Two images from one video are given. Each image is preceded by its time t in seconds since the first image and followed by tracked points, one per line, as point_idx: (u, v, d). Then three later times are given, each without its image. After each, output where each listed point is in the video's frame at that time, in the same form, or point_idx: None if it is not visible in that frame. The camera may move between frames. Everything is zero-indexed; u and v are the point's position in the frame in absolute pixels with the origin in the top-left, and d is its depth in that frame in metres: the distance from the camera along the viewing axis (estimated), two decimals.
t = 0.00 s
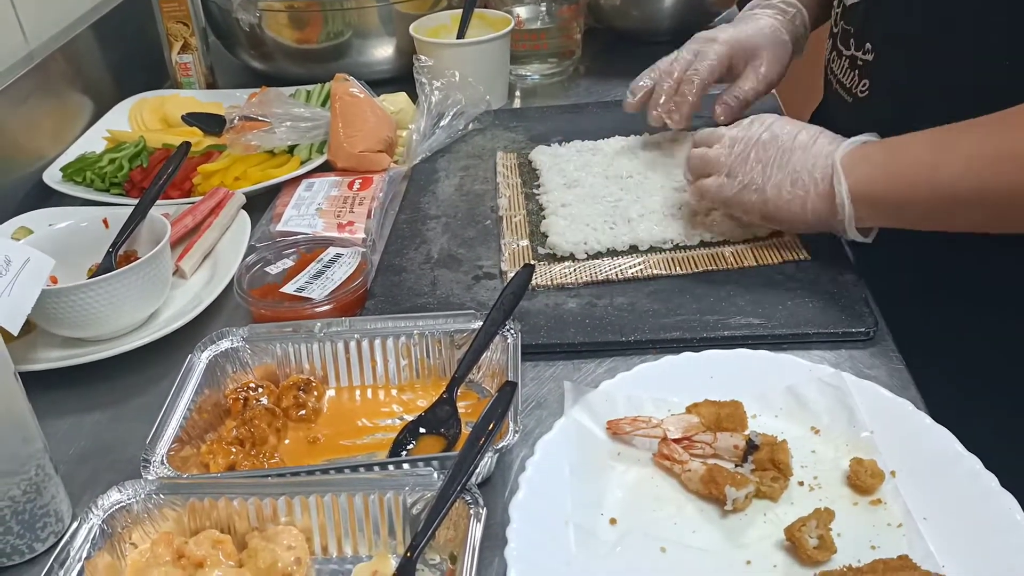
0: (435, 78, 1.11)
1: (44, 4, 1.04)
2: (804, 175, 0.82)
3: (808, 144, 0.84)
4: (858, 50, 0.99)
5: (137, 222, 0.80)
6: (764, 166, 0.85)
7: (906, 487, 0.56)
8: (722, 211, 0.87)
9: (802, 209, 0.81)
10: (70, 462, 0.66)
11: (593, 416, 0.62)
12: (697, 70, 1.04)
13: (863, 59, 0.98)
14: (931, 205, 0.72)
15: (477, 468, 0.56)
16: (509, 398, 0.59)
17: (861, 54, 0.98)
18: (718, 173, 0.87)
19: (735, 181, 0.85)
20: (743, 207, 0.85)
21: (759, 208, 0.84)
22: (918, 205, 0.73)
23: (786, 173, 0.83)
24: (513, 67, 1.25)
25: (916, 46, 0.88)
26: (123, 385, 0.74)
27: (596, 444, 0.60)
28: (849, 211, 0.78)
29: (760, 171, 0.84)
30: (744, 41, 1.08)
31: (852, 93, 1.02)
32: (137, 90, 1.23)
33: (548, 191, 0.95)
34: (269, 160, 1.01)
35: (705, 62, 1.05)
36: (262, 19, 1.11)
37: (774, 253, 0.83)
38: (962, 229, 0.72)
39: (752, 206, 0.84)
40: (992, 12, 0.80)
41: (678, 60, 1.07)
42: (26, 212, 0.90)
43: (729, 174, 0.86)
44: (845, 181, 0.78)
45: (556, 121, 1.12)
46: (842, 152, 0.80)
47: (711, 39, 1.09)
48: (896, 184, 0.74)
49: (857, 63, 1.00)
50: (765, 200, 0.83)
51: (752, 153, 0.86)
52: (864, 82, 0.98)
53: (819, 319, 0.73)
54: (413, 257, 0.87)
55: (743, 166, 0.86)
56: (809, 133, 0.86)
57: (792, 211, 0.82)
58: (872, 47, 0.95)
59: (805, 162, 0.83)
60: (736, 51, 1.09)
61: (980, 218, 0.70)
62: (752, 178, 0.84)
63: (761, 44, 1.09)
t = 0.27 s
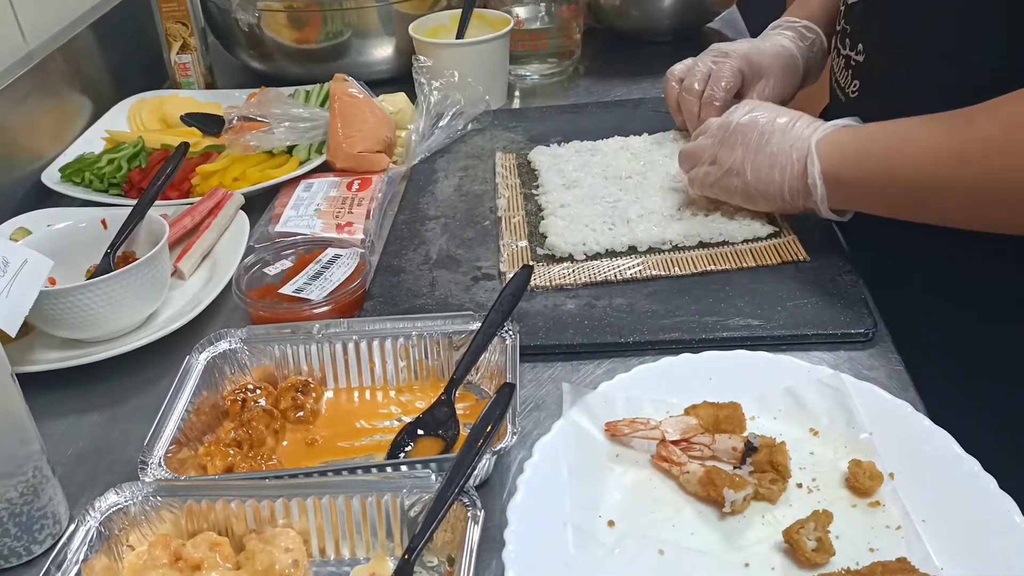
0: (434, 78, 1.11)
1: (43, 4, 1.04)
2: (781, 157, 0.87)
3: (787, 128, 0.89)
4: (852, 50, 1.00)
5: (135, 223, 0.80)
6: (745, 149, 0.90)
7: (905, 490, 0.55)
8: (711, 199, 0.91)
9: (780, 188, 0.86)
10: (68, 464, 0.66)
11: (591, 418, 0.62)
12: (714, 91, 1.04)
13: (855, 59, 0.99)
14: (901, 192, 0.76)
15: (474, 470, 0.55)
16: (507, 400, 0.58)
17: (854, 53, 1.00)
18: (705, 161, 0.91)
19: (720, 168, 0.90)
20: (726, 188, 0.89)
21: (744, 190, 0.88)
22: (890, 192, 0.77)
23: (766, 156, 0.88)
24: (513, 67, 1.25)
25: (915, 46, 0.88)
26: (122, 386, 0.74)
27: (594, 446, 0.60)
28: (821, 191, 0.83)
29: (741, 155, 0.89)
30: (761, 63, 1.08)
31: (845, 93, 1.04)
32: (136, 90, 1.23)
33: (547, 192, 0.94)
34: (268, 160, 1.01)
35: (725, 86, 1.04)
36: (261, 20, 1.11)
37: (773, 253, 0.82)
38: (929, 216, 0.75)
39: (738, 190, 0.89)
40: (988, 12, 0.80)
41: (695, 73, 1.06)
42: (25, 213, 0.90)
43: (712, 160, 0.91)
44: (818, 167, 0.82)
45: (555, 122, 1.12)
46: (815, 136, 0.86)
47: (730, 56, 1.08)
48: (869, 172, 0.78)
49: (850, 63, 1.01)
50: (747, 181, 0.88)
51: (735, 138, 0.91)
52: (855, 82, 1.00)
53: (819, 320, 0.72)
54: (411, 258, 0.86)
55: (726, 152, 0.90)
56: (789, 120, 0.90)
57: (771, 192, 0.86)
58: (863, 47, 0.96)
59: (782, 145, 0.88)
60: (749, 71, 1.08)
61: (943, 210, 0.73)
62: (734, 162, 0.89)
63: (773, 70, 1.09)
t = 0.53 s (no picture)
0: (434, 78, 1.11)
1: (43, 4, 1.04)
2: (777, 158, 0.86)
3: (781, 128, 0.89)
4: (847, 44, 1.01)
5: (136, 222, 0.80)
6: (739, 150, 0.89)
7: (906, 489, 0.56)
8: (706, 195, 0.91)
9: (775, 190, 0.86)
10: (69, 463, 0.66)
11: (592, 417, 0.62)
12: (716, 85, 1.04)
13: (850, 53, 1.00)
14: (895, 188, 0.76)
15: (476, 469, 0.56)
16: (508, 399, 0.58)
17: (849, 48, 1.00)
18: (701, 161, 0.91)
19: (716, 167, 0.89)
20: (722, 188, 0.89)
21: (740, 189, 0.88)
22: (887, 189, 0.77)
23: (762, 156, 0.87)
24: (513, 67, 1.25)
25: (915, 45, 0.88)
26: (123, 385, 0.74)
27: (595, 445, 0.60)
28: (815, 193, 0.83)
29: (737, 154, 0.89)
30: (763, 56, 1.08)
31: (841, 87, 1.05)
32: (137, 90, 1.23)
33: (548, 191, 0.95)
34: (269, 160, 1.01)
35: (726, 80, 1.05)
36: (262, 19, 1.11)
37: (773, 253, 0.82)
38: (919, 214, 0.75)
39: (734, 190, 0.88)
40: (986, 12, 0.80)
41: (697, 67, 1.07)
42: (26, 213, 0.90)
43: (708, 161, 0.90)
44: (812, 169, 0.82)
45: (556, 121, 1.12)
46: (810, 137, 0.86)
47: (732, 51, 1.08)
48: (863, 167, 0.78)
49: (846, 58, 1.02)
50: (744, 181, 0.87)
51: (729, 138, 0.91)
52: (849, 76, 1.01)
53: (820, 319, 0.72)
54: (412, 258, 0.87)
55: (721, 152, 0.90)
56: (783, 119, 0.90)
57: (765, 191, 0.86)
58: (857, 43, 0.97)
59: (778, 146, 0.87)
60: (752, 67, 1.08)
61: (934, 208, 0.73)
62: (730, 161, 0.89)
63: (776, 65, 1.09)
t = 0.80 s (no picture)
0: (436, 77, 1.11)
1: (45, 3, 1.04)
2: (792, 166, 0.85)
3: (792, 135, 0.87)
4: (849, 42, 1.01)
5: (139, 222, 0.81)
6: (753, 163, 0.88)
7: (908, 487, 0.56)
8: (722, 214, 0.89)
9: (795, 200, 0.85)
10: (72, 462, 0.66)
11: (595, 416, 0.62)
12: (713, 95, 1.03)
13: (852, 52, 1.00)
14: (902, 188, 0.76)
15: (479, 467, 0.56)
16: (511, 397, 0.58)
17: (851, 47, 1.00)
18: (715, 178, 0.88)
19: (732, 184, 0.87)
20: (741, 206, 0.87)
21: (759, 204, 0.86)
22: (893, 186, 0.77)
23: (777, 167, 0.86)
24: (514, 67, 1.26)
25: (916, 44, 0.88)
26: (125, 384, 0.74)
27: (597, 443, 0.60)
28: (838, 198, 0.82)
29: (751, 169, 0.87)
30: (761, 65, 1.07)
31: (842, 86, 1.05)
32: (138, 89, 1.23)
33: (549, 190, 0.95)
34: (271, 159, 1.01)
35: (723, 88, 1.03)
36: (263, 19, 1.11)
37: (775, 252, 0.83)
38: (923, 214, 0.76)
39: (753, 205, 0.86)
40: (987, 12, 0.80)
41: (695, 76, 1.05)
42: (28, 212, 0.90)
43: (722, 179, 0.88)
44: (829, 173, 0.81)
45: (557, 121, 1.12)
46: (824, 141, 0.84)
47: (729, 60, 1.07)
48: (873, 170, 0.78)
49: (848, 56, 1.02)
50: (762, 195, 0.86)
51: (739, 152, 0.89)
52: (850, 74, 1.01)
53: (822, 318, 0.72)
54: (414, 257, 0.87)
55: (734, 167, 0.88)
56: (789, 125, 0.89)
57: (786, 203, 0.85)
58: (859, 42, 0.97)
59: (791, 154, 0.86)
60: (749, 77, 1.07)
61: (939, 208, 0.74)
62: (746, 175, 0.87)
63: (772, 74, 1.08)
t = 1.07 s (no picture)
0: (436, 78, 1.11)
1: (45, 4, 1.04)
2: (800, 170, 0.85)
3: (801, 140, 0.88)
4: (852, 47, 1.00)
5: (139, 223, 0.81)
6: (761, 165, 0.88)
7: (908, 488, 0.56)
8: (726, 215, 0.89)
9: (800, 204, 0.85)
10: (72, 463, 0.66)
11: (594, 417, 0.62)
12: (731, 113, 1.01)
13: (857, 56, 0.98)
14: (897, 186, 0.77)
15: (478, 468, 0.56)
16: (510, 398, 0.58)
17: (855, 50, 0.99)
18: (722, 179, 0.89)
19: (738, 185, 0.87)
20: (745, 207, 0.87)
21: (763, 207, 0.86)
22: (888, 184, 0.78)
23: (784, 170, 0.86)
24: (514, 68, 1.26)
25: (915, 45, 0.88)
26: (126, 385, 0.74)
27: (597, 445, 0.60)
28: (844, 204, 0.81)
29: (759, 171, 0.87)
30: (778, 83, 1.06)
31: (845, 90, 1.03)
32: (139, 90, 1.23)
33: (549, 192, 0.95)
34: (271, 160, 1.01)
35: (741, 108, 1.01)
36: (264, 20, 1.11)
37: (775, 253, 0.83)
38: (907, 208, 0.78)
39: (757, 207, 0.87)
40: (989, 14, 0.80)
41: (711, 93, 1.03)
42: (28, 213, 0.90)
43: (728, 179, 0.88)
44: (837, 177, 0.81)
45: (557, 122, 1.12)
46: (833, 146, 0.84)
47: (745, 77, 1.04)
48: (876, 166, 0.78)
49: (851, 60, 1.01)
50: (767, 198, 0.86)
51: (748, 154, 0.90)
52: (854, 79, 0.99)
53: (822, 319, 0.73)
54: (414, 258, 0.87)
55: (742, 169, 0.88)
56: (801, 131, 0.89)
57: (791, 206, 0.85)
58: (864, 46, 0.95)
59: (800, 158, 0.86)
60: (765, 92, 1.05)
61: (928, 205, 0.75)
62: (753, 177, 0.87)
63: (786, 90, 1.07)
